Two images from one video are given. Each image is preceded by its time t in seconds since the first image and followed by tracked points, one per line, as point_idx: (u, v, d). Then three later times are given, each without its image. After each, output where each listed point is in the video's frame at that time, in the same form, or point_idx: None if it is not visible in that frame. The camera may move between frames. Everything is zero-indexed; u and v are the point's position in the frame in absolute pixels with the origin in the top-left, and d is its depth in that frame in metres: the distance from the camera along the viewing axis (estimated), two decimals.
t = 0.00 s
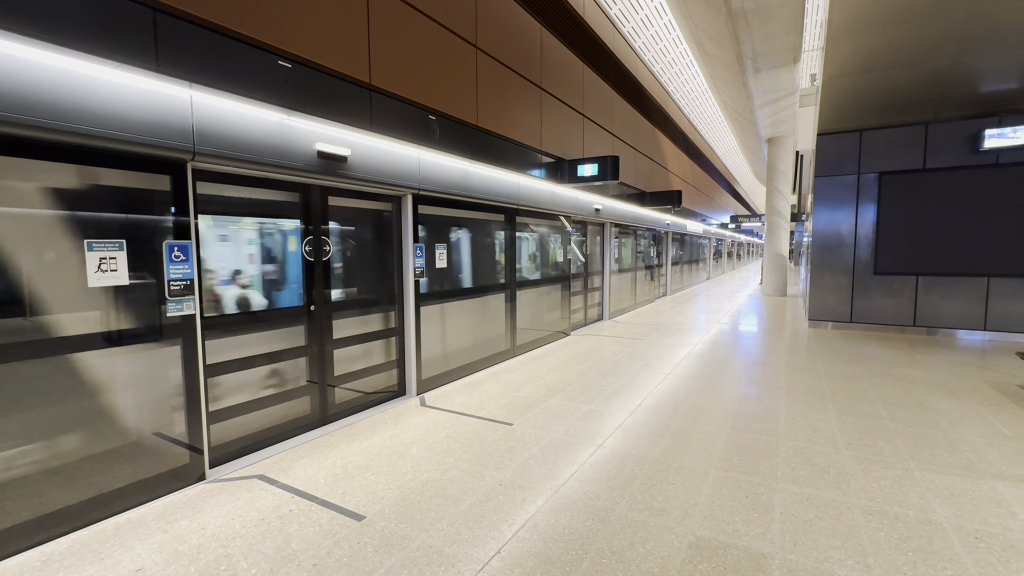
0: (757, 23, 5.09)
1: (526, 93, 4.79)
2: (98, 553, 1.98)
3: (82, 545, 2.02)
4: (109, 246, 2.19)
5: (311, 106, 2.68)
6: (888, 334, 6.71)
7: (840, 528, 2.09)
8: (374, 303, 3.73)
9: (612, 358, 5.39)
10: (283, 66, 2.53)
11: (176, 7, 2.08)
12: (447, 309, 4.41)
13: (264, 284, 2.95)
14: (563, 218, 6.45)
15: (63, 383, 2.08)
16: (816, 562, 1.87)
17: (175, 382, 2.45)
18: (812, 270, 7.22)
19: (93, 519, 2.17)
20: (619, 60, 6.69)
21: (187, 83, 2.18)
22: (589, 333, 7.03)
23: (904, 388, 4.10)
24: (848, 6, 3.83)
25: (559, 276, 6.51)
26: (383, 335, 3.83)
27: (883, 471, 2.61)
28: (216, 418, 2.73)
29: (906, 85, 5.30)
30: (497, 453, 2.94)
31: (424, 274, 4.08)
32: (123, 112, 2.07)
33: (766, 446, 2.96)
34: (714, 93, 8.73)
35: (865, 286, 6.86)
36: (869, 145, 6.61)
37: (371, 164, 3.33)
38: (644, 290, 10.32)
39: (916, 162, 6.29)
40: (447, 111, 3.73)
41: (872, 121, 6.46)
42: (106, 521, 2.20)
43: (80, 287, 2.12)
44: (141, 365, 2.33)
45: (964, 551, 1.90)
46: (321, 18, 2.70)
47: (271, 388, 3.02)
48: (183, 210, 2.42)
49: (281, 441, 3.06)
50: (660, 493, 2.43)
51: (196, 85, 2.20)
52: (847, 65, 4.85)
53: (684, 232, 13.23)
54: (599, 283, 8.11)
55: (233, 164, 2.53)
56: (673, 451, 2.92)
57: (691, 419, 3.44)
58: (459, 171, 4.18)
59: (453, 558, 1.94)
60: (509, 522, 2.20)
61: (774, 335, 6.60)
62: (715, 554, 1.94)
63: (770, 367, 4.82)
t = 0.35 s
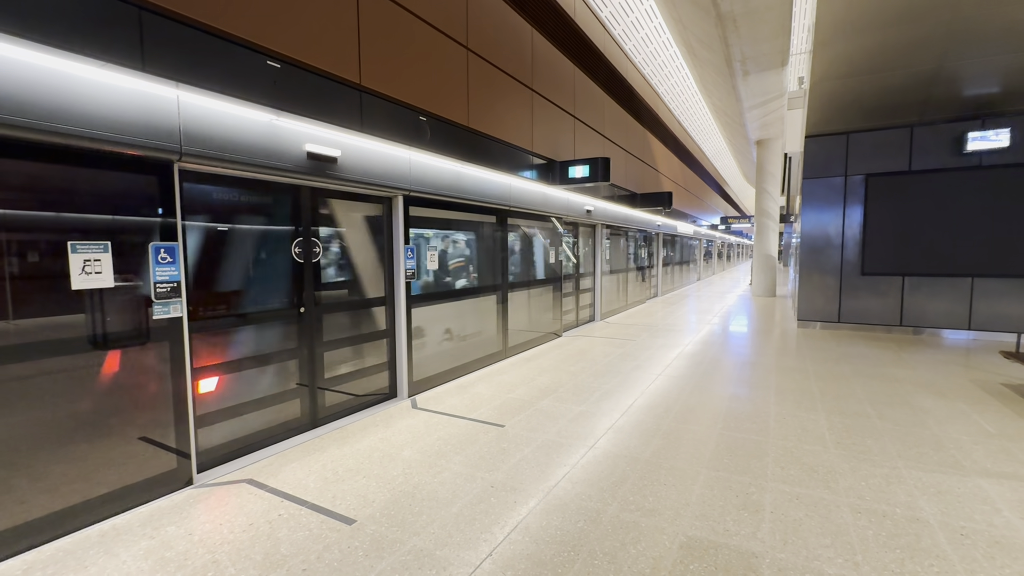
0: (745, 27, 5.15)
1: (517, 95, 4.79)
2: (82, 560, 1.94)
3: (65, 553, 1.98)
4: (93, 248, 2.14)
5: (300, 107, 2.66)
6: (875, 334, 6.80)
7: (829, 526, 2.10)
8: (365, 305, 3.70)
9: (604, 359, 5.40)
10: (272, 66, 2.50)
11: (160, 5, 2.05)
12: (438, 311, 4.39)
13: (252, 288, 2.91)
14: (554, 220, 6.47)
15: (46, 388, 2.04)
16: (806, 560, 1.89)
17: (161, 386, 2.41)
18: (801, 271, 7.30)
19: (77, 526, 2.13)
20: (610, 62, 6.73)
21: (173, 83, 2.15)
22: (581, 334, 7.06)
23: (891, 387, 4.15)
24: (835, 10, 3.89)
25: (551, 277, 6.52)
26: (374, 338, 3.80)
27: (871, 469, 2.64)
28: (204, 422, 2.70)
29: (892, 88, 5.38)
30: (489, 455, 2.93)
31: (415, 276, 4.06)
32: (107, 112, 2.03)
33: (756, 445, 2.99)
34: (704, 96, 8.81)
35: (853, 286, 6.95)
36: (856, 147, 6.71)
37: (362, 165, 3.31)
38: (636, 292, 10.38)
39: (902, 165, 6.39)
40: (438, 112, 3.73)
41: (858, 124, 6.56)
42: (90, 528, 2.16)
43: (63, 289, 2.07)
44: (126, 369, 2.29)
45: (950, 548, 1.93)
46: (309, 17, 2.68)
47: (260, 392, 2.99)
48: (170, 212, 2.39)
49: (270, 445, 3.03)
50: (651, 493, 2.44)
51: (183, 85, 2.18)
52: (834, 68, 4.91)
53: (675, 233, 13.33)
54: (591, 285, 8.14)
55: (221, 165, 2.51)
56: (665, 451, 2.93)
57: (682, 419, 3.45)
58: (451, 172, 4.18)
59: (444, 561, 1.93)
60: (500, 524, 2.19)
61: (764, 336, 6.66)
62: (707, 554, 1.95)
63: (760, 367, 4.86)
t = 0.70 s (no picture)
0: (736, 28, 5.18)
1: (509, 95, 4.79)
2: (66, 567, 1.90)
3: (48, 560, 1.94)
4: (77, 250, 2.10)
5: (290, 107, 2.64)
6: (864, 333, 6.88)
7: (819, 525, 2.12)
8: (356, 307, 3.68)
9: (596, 359, 5.41)
10: (261, 66, 2.48)
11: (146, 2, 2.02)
12: (430, 312, 4.37)
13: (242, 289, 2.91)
14: (547, 220, 6.48)
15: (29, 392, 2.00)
16: (795, 559, 1.90)
17: (147, 390, 2.37)
18: (791, 271, 7.36)
19: (61, 532, 2.09)
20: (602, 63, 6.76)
21: (160, 82, 2.12)
22: (573, 334, 7.07)
23: (880, 385, 4.19)
24: (824, 12, 3.92)
25: (543, 278, 6.53)
26: (365, 339, 3.78)
27: (860, 467, 2.67)
28: (192, 425, 2.66)
29: (880, 90, 5.45)
30: (481, 456, 2.92)
31: (406, 277, 4.04)
32: (92, 111, 2.00)
33: (746, 444, 3.00)
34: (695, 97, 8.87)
35: (842, 286, 7.03)
36: (845, 148, 6.78)
37: (352, 165, 3.29)
38: (628, 292, 10.42)
39: (889, 166, 6.47)
40: (429, 112, 3.71)
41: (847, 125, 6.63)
42: (75, 534, 2.12)
43: (46, 292, 2.03)
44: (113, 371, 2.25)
45: (938, 545, 1.95)
46: (298, 16, 2.65)
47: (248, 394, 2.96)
48: (158, 213, 2.36)
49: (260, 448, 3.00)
50: (643, 493, 2.44)
51: (170, 84, 2.15)
52: (823, 70, 4.96)
53: (667, 233, 13.39)
54: (583, 285, 8.15)
55: (209, 165, 2.48)
56: (656, 451, 2.94)
57: (674, 419, 3.46)
58: (442, 173, 4.16)
59: (435, 564, 1.92)
60: (492, 526, 2.19)
61: (755, 335, 6.70)
62: (698, 553, 1.95)
63: (751, 367, 4.89)
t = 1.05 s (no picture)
0: (727, 29, 5.21)
1: (502, 95, 4.79)
2: (52, 573, 1.87)
3: (33, 565, 1.91)
4: (63, 250, 2.07)
5: (280, 106, 2.61)
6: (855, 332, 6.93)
7: (810, 523, 2.13)
8: (348, 307, 3.65)
9: (590, 359, 5.42)
10: (251, 64, 2.45)
11: None
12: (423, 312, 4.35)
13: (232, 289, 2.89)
14: (540, 220, 6.48)
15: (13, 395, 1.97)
16: (787, 557, 1.90)
17: (136, 393, 2.34)
18: (782, 270, 7.41)
19: (46, 537, 2.05)
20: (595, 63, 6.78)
21: (147, 80, 2.09)
22: (567, 334, 7.07)
23: (870, 384, 4.23)
24: (814, 13, 3.94)
25: (536, 277, 6.53)
26: (357, 340, 3.75)
27: (851, 466, 2.68)
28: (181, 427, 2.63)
29: (871, 91, 5.49)
30: (474, 457, 2.91)
31: (399, 277, 4.01)
32: (78, 109, 1.97)
33: (739, 443, 3.02)
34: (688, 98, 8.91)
35: (833, 286, 7.08)
36: (836, 149, 6.83)
37: (344, 165, 3.27)
38: (622, 292, 10.45)
39: (879, 166, 6.54)
40: (422, 112, 3.70)
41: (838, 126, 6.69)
42: (61, 539, 2.08)
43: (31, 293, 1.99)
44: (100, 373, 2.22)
45: (928, 543, 1.96)
46: (288, 14, 2.63)
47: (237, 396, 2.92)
48: (146, 213, 2.33)
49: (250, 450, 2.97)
50: (637, 493, 2.44)
51: (158, 82, 2.12)
52: (814, 71, 5.00)
53: (661, 233, 13.44)
54: (577, 285, 8.16)
55: (198, 165, 2.45)
56: (650, 451, 2.94)
57: (667, 419, 3.47)
58: (435, 173, 4.15)
59: (428, 566, 1.91)
60: (485, 527, 2.18)
61: (747, 334, 6.74)
62: (691, 553, 1.95)
63: (743, 366, 4.92)
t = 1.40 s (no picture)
0: (720, 29, 5.23)
1: (495, 95, 4.78)
2: None
3: (18, 571, 1.87)
4: (48, 250, 2.04)
5: (270, 104, 2.58)
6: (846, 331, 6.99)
7: (802, 521, 2.14)
8: (340, 307, 3.61)
9: (583, 358, 5.42)
10: (240, 62, 2.43)
11: None
12: (415, 312, 4.33)
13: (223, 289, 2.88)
14: (534, 220, 6.47)
15: None
16: (779, 555, 1.91)
17: (124, 394, 2.31)
18: (774, 269, 7.46)
19: (31, 543, 2.01)
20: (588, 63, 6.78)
21: (134, 78, 2.06)
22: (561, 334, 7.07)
23: (861, 382, 4.26)
24: (805, 13, 3.96)
25: (530, 277, 6.52)
26: (349, 340, 3.72)
27: (842, 464, 2.70)
28: (170, 430, 2.59)
29: (861, 92, 5.54)
30: (467, 458, 2.90)
31: (392, 277, 3.98)
32: (63, 107, 1.93)
33: (731, 442, 3.03)
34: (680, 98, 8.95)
35: (824, 285, 7.14)
36: (827, 149, 6.89)
37: (336, 164, 3.24)
38: (616, 291, 10.47)
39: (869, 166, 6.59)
40: (414, 111, 3.68)
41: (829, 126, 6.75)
42: (47, 544, 2.04)
43: (15, 293, 1.96)
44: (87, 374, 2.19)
45: (917, 540, 1.97)
46: (277, 12, 2.60)
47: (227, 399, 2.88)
48: (134, 211, 2.29)
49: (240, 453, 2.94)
50: (630, 492, 2.44)
51: (145, 80, 2.09)
52: (805, 71, 5.03)
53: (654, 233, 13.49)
54: (571, 284, 8.16)
55: (187, 164, 2.42)
56: (643, 450, 2.94)
57: (660, 418, 3.48)
58: (428, 172, 4.13)
59: (420, 568, 1.89)
60: (478, 528, 2.17)
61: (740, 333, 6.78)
62: (683, 552, 1.96)
63: (735, 365, 4.94)
